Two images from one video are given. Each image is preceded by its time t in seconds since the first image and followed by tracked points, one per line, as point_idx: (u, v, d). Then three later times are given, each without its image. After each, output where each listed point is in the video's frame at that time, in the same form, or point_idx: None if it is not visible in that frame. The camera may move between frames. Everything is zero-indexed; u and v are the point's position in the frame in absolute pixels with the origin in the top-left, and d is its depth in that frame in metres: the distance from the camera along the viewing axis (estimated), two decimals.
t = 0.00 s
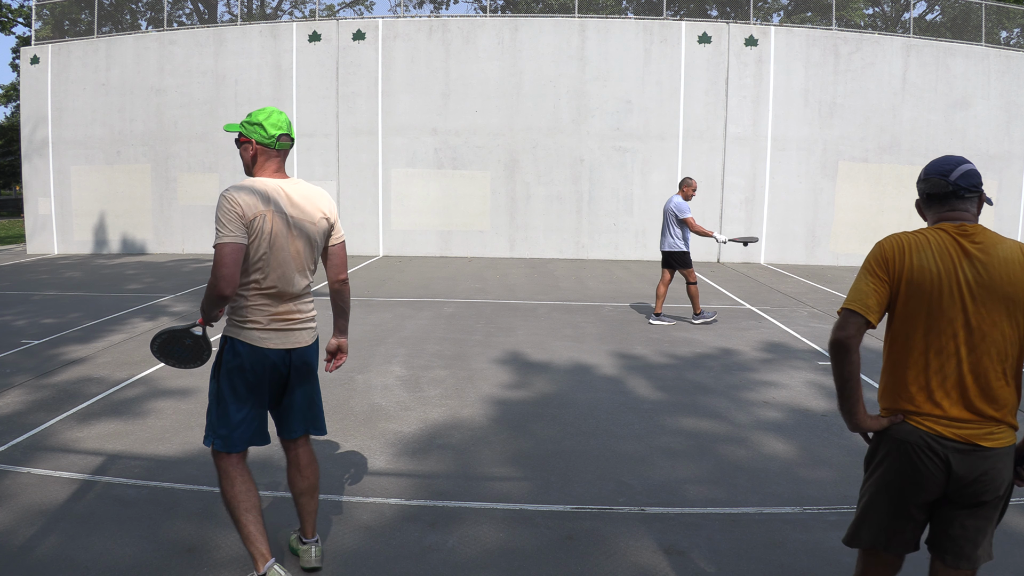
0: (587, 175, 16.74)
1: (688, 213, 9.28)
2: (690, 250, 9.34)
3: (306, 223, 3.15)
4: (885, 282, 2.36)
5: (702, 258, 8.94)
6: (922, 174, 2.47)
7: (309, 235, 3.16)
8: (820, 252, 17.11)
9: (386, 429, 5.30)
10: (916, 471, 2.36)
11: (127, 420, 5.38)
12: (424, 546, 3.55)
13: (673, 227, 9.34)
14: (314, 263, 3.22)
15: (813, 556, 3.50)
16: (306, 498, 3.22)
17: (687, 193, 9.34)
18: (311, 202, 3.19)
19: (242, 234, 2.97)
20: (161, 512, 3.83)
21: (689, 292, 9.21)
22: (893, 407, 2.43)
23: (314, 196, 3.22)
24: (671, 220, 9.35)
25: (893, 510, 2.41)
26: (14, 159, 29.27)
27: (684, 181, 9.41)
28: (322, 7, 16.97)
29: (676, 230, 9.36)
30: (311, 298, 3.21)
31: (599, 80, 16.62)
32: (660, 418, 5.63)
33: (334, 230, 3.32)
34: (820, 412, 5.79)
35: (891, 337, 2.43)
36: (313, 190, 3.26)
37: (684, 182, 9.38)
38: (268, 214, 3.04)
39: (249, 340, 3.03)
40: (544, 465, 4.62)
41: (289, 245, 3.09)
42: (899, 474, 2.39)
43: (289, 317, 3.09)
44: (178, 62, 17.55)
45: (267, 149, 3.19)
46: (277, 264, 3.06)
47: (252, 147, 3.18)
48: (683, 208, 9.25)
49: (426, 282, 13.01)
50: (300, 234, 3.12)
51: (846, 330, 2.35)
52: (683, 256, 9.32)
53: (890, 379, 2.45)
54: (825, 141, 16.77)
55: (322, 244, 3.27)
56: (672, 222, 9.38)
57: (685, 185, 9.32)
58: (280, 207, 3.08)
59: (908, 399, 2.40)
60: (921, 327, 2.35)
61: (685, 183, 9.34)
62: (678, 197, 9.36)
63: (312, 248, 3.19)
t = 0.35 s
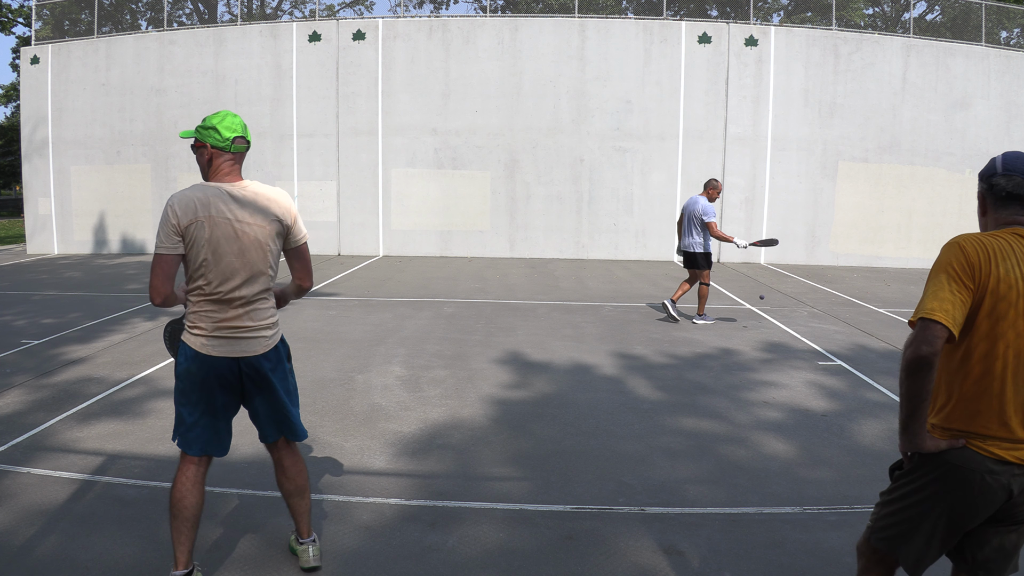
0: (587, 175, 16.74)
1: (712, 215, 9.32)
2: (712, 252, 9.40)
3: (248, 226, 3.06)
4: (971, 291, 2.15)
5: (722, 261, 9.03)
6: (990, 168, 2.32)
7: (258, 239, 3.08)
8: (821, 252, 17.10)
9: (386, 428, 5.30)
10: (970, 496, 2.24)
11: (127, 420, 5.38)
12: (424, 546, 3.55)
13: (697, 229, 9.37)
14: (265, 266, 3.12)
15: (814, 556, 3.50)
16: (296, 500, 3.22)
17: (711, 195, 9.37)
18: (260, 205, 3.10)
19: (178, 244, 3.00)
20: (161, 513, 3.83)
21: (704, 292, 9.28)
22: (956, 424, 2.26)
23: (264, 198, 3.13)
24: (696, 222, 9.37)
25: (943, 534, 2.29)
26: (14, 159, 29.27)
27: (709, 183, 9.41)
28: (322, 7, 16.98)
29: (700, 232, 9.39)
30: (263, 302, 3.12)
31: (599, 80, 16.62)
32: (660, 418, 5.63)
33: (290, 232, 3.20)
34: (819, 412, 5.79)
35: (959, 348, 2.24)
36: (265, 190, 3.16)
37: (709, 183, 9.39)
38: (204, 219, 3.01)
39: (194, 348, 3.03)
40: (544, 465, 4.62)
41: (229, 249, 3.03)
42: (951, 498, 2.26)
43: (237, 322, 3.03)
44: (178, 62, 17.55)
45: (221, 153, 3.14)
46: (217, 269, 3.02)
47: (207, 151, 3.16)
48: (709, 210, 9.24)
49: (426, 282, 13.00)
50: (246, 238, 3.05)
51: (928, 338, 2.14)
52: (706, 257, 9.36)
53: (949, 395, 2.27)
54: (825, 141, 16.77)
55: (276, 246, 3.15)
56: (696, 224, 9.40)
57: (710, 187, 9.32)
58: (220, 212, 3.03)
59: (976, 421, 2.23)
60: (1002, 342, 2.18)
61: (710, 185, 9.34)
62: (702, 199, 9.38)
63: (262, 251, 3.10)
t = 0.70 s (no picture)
0: (587, 175, 16.74)
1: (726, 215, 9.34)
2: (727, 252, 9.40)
3: (148, 228, 2.76)
4: (1010, 308, 2.00)
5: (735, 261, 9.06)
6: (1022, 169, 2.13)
7: (158, 245, 2.76)
8: (821, 252, 17.09)
9: (386, 428, 5.31)
10: (1003, 514, 2.08)
11: (127, 420, 5.38)
12: (424, 546, 3.55)
13: (711, 229, 9.38)
14: (175, 271, 2.78)
15: (814, 556, 3.50)
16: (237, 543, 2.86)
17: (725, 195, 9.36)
18: (160, 207, 2.76)
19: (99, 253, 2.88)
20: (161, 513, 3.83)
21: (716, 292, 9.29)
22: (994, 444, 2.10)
23: (169, 197, 2.77)
24: (710, 223, 9.39)
25: (974, 559, 2.12)
26: (13, 159, 29.26)
27: (722, 183, 9.41)
28: (322, 7, 16.98)
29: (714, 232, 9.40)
30: (174, 312, 2.78)
31: (599, 80, 16.62)
32: (660, 418, 5.63)
33: (196, 236, 2.75)
34: (820, 412, 5.80)
35: (996, 365, 2.11)
36: (178, 190, 2.81)
37: (723, 183, 9.39)
38: (110, 224, 2.81)
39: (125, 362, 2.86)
40: (544, 465, 4.62)
41: (134, 255, 2.78)
42: (982, 517, 2.10)
43: (148, 335, 2.77)
44: (178, 62, 17.55)
45: (142, 154, 2.88)
46: (127, 278, 2.80)
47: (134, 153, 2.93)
48: (722, 211, 9.27)
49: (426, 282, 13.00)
50: (146, 244, 2.76)
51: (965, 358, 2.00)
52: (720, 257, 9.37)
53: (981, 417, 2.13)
54: (825, 141, 16.77)
55: (183, 249, 2.77)
56: (710, 224, 9.42)
57: (724, 187, 9.32)
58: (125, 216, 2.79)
59: (1011, 439, 2.09)
60: None
61: (723, 185, 9.34)
62: (716, 199, 9.40)
63: (166, 258, 2.76)
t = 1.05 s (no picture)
0: (587, 175, 16.74)
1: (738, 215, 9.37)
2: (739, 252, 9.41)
3: (89, 247, 2.39)
4: None
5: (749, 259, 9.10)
6: None
7: (97, 267, 2.39)
8: (821, 252, 17.09)
9: (385, 428, 5.31)
10: None
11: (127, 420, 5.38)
12: (424, 546, 3.55)
13: (721, 229, 9.41)
14: (118, 297, 2.41)
15: (814, 556, 3.50)
16: None
17: (739, 195, 9.37)
18: (102, 224, 2.38)
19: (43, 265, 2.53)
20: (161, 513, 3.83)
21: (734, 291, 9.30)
22: None
23: (116, 212, 2.39)
24: (721, 222, 9.42)
25: None
26: (14, 159, 29.27)
27: (736, 183, 9.44)
28: (322, 7, 16.99)
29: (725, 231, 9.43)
30: (117, 343, 2.42)
31: (599, 80, 16.62)
32: (660, 418, 5.63)
33: (140, 259, 2.37)
34: (820, 412, 5.80)
35: None
36: (126, 203, 2.42)
37: (737, 184, 9.40)
38: (53, 236, 2.46)
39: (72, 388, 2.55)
40: (544, 465, 4.62)
41: (74, 275, 2.42)
42: None
43: (87, 365, 2.43)
44: (178, 62, 17.56)
45: (94, 158, 2.50)
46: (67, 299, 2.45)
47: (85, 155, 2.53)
48: (734, 211, 9.32)
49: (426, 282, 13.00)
50: (85, 265, 2.40)
51: None
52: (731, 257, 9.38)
53: None
54: (825, 141, 16.77)
55: (127, 274, 2.40)
56: (721, 224, 9.45)
57: (738, 187, 9.33)
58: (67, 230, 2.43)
59: None
60: None
61: (738, 186, 9.35)
62: (729, 200, 9.43)
63: (107, 282, 2.40)
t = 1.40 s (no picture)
0: (587, 174, 16.75)
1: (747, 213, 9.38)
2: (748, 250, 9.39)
3: (26, 252, 2.09)
4: None
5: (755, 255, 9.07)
6: None
7: (33, 274, 2.08)
8: (821, 252, 17.09)
9: (385, 428, 5.31)
10: None
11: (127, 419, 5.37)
12: (424, 546, 3.54)
13: (731, 226, 9.44)
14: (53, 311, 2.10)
15: (814, 556, 3.50)
16: None
17: (752, 195, 9.35)
18: (42, 227, 2.08)
19: None
20: (161, 513, 3.83)
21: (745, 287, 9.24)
22: None
23: (60, 214, 2.09)
24: (731, 220, 9.45)
25: None
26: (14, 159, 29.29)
27: (750, 182, 9.44)
28: (322, 8, 17.01)
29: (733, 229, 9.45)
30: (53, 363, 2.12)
31: (599, 80, 16.63)
32: (660, 418, 5.63)
33: (78, 270, 2.05)
34: (820, 412, 5.79)
35: None
36: (73, 206, 2.12)
37: (751, 183, 9.40)
38: None
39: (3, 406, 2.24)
40: (544, 465, 4.62)
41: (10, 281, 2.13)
42: None
43: (18, 384, 2.14)
44: (178, 62, 17.58)
45: (40, 150, 2.19)
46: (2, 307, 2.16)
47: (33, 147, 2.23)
48: (744, 207, 9.32)
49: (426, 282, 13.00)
50: (20, 271, 2.10)
51: None
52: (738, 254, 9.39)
53: None
54: (825, 141, 16.77)
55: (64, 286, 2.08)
56: (731, 222, 9.47)
57: (751, 187, 9.33)
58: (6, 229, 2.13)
59: None
60: None
61: (751, 185, 9.36)
62: (741, 198, 9.44)
63: (43, 293, 2.09)
